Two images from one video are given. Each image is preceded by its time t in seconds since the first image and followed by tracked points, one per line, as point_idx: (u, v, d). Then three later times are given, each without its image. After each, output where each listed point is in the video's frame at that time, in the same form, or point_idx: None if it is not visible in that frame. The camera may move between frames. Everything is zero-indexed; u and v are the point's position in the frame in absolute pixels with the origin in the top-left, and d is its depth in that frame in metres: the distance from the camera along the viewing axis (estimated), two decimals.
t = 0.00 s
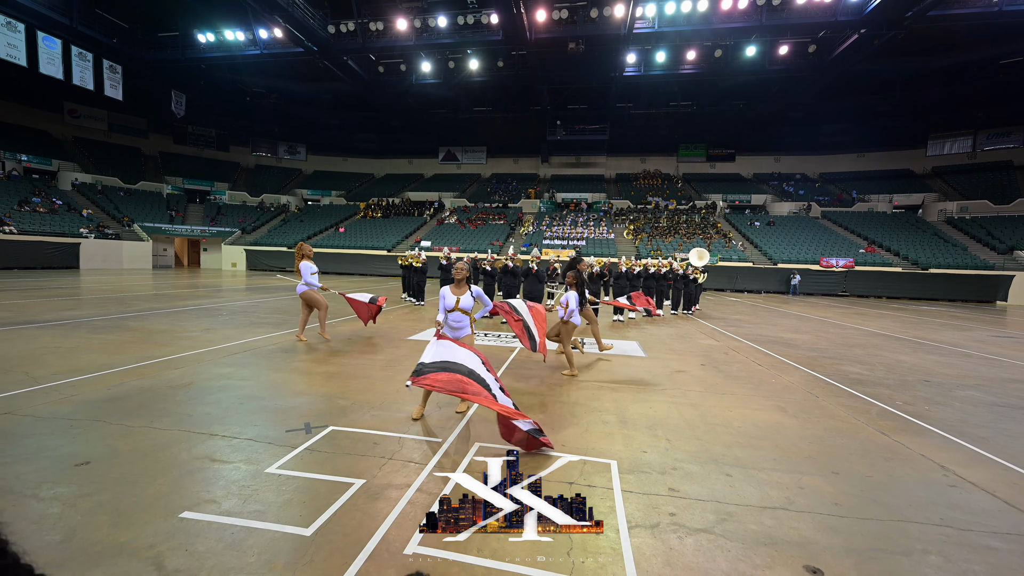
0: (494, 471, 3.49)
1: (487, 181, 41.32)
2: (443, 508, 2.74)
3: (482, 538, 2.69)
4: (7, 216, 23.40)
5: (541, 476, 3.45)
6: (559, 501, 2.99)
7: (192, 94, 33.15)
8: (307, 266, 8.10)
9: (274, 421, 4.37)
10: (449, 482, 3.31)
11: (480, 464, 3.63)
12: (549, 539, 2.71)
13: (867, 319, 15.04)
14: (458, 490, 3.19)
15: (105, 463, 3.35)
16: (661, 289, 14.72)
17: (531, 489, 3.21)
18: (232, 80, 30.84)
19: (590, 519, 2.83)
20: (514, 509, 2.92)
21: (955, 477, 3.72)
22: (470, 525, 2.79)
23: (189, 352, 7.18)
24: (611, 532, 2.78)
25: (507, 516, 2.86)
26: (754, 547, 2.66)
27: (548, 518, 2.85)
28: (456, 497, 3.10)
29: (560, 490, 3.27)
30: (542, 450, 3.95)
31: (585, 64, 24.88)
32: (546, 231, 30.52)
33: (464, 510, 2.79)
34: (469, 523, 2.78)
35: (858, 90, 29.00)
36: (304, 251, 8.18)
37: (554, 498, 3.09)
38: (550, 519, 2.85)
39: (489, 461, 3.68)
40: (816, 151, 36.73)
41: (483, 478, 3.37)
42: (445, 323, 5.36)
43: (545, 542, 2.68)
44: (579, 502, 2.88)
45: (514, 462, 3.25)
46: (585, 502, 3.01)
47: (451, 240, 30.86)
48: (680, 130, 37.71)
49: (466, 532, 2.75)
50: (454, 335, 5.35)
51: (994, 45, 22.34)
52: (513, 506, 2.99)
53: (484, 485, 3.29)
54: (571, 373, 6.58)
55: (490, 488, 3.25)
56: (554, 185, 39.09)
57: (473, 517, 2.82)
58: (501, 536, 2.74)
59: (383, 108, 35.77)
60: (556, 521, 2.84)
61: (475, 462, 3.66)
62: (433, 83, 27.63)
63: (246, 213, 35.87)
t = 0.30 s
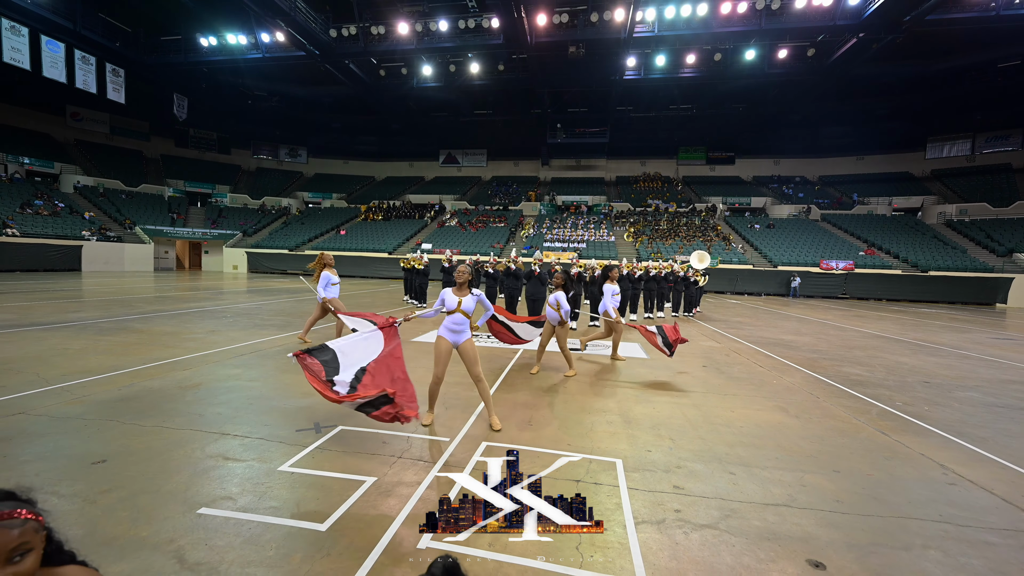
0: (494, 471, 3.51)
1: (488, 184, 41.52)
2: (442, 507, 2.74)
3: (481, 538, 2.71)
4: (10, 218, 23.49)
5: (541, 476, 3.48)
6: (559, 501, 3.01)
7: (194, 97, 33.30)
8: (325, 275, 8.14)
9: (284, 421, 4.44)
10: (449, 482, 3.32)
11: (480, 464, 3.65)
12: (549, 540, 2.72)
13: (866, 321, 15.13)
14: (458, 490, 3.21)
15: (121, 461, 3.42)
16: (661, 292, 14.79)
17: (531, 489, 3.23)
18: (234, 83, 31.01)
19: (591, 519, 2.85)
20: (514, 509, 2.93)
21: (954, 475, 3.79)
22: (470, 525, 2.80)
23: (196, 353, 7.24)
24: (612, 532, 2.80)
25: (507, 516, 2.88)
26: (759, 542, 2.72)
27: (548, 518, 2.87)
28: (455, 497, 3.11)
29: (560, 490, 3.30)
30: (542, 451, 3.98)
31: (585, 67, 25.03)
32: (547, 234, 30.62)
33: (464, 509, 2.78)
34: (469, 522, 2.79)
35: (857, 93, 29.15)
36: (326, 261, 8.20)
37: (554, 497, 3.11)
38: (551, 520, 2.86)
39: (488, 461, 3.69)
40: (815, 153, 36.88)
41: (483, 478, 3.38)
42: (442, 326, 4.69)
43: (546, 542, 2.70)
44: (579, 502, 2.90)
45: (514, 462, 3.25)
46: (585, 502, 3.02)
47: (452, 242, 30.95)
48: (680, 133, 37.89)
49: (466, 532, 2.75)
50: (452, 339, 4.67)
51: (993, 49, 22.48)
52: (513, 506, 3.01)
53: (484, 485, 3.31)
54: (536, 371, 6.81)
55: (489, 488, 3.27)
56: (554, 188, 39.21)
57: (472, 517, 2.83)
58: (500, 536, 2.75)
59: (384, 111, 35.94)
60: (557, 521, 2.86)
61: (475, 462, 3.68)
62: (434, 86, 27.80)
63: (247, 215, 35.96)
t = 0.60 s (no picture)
0: (494, 471, 3.54)
1: (488, 186, 41.61)
2: (442, 507, 2.75)
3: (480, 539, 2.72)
4: (12, 220, 23.55)
5: (541, 476, 3.51)
6: (559, 501, 3.03)
7: (196, 99, 33.39)
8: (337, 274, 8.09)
9: (291, 420, 4.49)
10: (448, 482, 3.35)
11: (480, 464, 3.67)
12: (549, 539, 2.74)
13: (866, 322, 15.19)
14: (458, 490, 3.23)
15: (133, 459, 3.48)
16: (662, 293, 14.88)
17: (531, 489, 3.26)
18: (235, 85, 31.10)
19: (590, 519, 2.87)
20: (515, 509, 2.96)
21: (954, 474, 3.84)
22: (469, 525, 2.80)
23: (201, 354, 7.30)
24: (612, 531, 2.82)
25: (507, 516, 2.90)
26: (761, 538, 2.78)
27: (548, 518, 2.89)
28: (454, 496, 3.14)
29: (560, 489, 3.33)
30: (542, 450, 4.01)
31: (586, 69, 25.09)
32: (547, 235, 30.66)
33: (464, 510, 2.79)
34: (469, 523, 2.79)
35: (856, 94, 29.22)
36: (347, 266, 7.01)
37: (554, 497, 3.13)
38: (550, 520, 2.89)
39: (489, 461, 3.72)
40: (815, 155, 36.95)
41: (484, 478, 3.41)
42: (453, 328, 4.74)
43: (545, 542, 2.71)
44: (579, 503, 2.92)
45: (514, 462, 3.28)
46: (585, 502, 3.05)
47: (453, 244, 31.02)
48: (680, 135, 37.96)
49: (466, 532, 2.75)
50: (462, 342, 4.70)
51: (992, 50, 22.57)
52: (513, 506, 3.04)
53: (484, 485, 3.33)
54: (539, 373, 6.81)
55: (490, 488, 3.29)
56: (554, 190, 39.28)
57: (472, 517, 2.83)
58: (500, 536, 2.77)
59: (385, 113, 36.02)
60: (556, 521, 2.87)
61: (475, 462, 3.70)
62: (435, 88, 27.88)
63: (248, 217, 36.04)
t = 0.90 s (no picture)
0: (494, 471, 3.56)
1: (489, 186, 41.66)
2: (442, 508, 2.77)
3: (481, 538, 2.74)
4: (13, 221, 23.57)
5: (540, 476, 3.53)
6: (559, 501, 3.05)
7: (196, 99, 33.41)
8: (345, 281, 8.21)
9: (296, 421, 4.51)
10: (447, 482, 3.37)
11: (479, 465, 3.69)
12: (549, 539, 2.76)
13: (867, 323, 15.21)
14: (457, 490, 3.25)
15: (141, 459, 3.50)
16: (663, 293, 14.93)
17: (531, 489, 3.27)
18: (235, 85, 31.11)
19: (590, 519, 2.89)
20: (515, 509, 2.97)
21: (957, 473, 3.87)
22: (469, 525, 2.82)
23: (205, 355, 7.32)
24: (611, 531, 2.83)
25: (507, 516, 2.92)
26: (766, 537, 2.80)
27: (548, 518, 2.91)
28: (455, 497, 3.16)
29: (559, 490, 3.35)
30: (542, 450, 4.03)
31: (586, 70, 25.12)
32: (548, 236, 30.71)
33: (464, 510, 2.81)
34: (469, 523, 2.81)
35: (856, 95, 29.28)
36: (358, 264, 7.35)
37: (554, 498, 3.15)
38: (550, 520, 2.90)
39: (488, 462, 3.73)
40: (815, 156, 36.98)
41: (483, 478, 3.43)
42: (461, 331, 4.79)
43: (545, 542, 2.73)
44: (579, 503, 2.93)
45: (514, 462, 3.29)
46: (585, 502, 3.06)
47: (454, 244, 31.06)
48: (681, 135, 38.00)
49: (466, 532, 2.77)
50: (470, 345, 4.76)
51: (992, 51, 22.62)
52: (513, 506, 3.05)
53: (484, 485, 3.35)
54: (545, 373, 6.82)
55: (490, 488, 3.31)
56: (554, 190, 39.31)
57: (472, 517, 2.85)
58: (501, 536, 2.78)
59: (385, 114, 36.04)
60: (556, 521, 2.89)
61: (474, 463, 3.71)
62: (435, 89, 27.93)
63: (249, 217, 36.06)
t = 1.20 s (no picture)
0: (494, 471, 3.53)
1: (489, 187, 41.65)
2: (443, 507, 2.76)
3: (482, 538, 2.71)
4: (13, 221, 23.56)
5: (540, 476, 3.50)
6: (559, 501, 3.01)
7: (196, 100, 33.38)
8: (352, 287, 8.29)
9: (298, 421, 4.48)
10: (448, 482, 3.34)
11: (479, 465, 3.65)
12: (549, 539, 2.74)
13: (869, 323, 15.18)
14: (457, 490, 3.23)
15: (140, 460, 3.46)
16: (664, 293, 14.93)
17: (531, 489, 3.23)
18: (235, 86, 31.09)
19: (590, 519, 2.86)
20: (514, 509, 2.94)
21: (962, 474, 3.84)
22: (470, 525, 2.79)
23: (205, 355, 7.29)
24: (612, 531, 2.82)
25: (507, 516, 2.88)
26: (773, 539, 2.77)
27: (548, 518, 2.88)
28: (456, 497, 3.14)
29: (560, 490, 3.32)
30: (542, 451, 4.00)
31: (587, 70, 25.11)
32: (548, 236, 30.71)
33: (464, 510, 2.79)
34: (469, 522, 2.78)
35: (856, 95, 29.29)
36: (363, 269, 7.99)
37: (554, 497, 3.11)
38: (550, 519, 2.87)
39: (487, 461, 3.70)
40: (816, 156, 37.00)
41: (483, 477, 3.40)
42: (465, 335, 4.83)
43: (545, 542, 2.71)
44: (579, 502, 2.90)
45: (515, 462, 3.24)
46: (585, 502, 3.03)
47: (454, 244, 31.04)
48: (681, 135, 38.04)
49: (466, 532, 2.75)
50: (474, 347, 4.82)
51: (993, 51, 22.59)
52: (513, 506, 3.01)
53: (484, 485, 3.32)
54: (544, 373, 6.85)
55: (489, 488, 3.28)
56: (555, 191, 39.30)
57: (472, 516, 2.82)
58: (501, 536, 2.76)
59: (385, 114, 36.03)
60: (556, 521, 2.86)
61: (474, 462, 3.69)
62: (436, 89, 27.92)
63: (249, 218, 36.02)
